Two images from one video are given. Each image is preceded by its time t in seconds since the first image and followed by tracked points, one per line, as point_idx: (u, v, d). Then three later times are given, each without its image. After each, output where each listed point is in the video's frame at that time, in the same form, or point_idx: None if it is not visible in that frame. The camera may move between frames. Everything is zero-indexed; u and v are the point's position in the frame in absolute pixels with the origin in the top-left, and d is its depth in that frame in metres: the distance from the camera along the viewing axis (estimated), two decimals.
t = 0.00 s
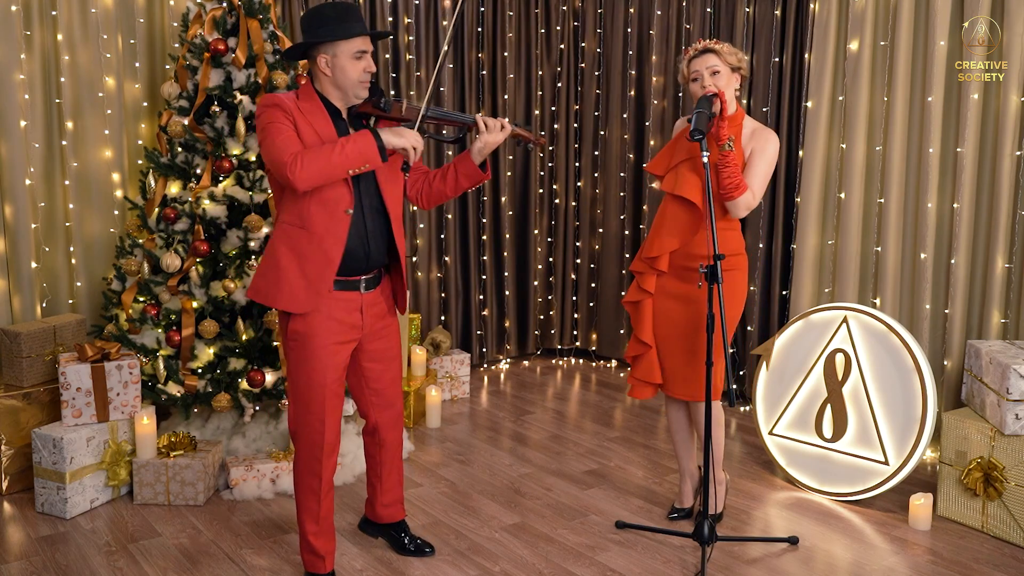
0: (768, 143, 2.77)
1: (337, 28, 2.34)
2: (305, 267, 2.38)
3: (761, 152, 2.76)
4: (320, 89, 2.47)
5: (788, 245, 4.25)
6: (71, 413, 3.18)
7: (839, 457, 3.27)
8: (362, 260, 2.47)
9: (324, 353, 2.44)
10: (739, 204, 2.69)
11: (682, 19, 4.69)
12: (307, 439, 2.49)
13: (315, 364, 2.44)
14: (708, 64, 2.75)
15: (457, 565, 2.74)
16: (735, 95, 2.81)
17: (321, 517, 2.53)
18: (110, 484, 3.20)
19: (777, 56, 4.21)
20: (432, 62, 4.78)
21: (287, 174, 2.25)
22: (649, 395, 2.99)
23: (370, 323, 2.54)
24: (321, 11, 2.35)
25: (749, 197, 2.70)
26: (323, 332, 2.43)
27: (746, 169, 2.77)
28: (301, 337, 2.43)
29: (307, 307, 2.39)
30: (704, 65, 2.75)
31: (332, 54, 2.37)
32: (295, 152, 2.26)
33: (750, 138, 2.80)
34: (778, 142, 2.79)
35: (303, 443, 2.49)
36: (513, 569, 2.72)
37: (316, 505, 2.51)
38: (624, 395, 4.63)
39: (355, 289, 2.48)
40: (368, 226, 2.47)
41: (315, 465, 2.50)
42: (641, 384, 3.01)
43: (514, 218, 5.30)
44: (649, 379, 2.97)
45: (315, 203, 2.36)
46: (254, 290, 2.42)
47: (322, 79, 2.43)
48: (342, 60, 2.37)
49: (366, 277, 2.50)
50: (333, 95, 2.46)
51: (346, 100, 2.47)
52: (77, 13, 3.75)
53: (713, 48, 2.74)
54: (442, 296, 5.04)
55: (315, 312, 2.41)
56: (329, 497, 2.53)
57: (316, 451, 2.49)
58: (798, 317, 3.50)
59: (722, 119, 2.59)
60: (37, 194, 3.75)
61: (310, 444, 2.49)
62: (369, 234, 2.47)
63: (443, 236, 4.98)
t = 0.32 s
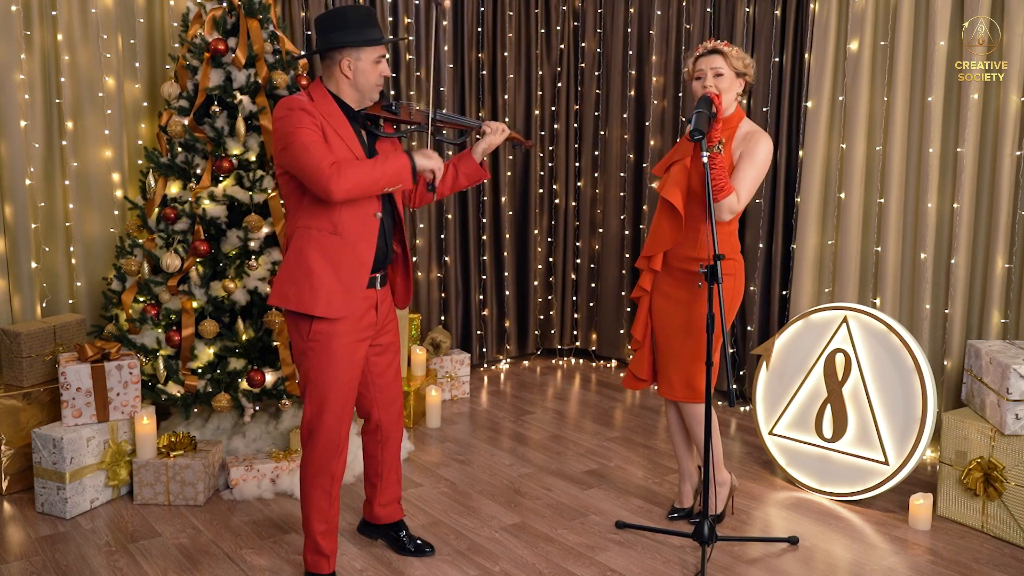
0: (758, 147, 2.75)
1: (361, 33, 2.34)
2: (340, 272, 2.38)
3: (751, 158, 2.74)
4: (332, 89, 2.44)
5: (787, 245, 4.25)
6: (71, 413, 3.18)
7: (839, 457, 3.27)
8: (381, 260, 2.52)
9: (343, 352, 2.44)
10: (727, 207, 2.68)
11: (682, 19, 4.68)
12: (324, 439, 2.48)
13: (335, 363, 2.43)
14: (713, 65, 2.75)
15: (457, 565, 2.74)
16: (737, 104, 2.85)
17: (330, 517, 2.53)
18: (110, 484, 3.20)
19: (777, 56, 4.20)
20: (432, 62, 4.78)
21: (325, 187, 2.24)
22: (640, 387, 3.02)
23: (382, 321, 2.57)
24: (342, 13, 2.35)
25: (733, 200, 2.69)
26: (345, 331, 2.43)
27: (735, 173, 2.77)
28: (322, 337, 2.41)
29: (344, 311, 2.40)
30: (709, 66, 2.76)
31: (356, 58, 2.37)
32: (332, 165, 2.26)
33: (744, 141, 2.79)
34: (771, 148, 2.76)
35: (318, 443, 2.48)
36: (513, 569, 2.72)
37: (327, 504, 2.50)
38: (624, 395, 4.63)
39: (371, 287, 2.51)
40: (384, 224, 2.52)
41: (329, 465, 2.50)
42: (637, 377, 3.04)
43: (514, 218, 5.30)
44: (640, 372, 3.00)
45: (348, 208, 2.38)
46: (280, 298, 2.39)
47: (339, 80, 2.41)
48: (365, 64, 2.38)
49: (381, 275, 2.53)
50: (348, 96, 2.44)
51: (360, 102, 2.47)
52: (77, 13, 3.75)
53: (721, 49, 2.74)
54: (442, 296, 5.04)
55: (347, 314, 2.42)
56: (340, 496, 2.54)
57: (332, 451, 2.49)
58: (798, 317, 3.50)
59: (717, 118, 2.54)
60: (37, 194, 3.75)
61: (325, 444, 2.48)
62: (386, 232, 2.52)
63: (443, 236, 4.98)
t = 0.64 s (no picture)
0: (751, 141, 2.75)
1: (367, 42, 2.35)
2: (343, 275, 2.39)
3: (745, 154, 2.75)
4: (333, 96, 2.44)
5: (787, 244, 4.25)
6: (71, 413, 3.18)
7: (839, 457, 3.27)
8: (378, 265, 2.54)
9: (344, 354, 2.45)
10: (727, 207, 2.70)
11: (682, 19, 4.68)
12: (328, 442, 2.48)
13: (337, 366, 2.44)
14: (718, 65, 2.75)
15: (458, 565, 2.74)
16: (733, 98, 2.84)
17: (334, 520, 2.53)
18: (110, 484, 3.20)
19: (777, 56, 4.20)
20: (432, 61, 4.78)
21: (354, 185, 2.26)
22: (651, 388, 3.02)
23: (378, 325, 2.58)
24: (349, 21, 2.34)
25: (739, 200, 2.70)
26: (348, 335, 2.44)
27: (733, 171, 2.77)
28: (324, 341, 2.41)
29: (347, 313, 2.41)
30: (713, 66, 2.76)
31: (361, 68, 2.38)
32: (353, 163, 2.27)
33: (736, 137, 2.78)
34: (762, 139, 2.77)
35: (321, 447, 2.48)
36: (513, 569, 2.72)
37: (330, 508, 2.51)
38: (624, 395, 4.63)
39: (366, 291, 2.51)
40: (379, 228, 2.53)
41: (333, 469, 2.49)
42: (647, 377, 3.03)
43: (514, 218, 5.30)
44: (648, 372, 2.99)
45: (351, 209, 2.39)
46: (282, 299, 2.37)
47: (342, 89, 2.42)
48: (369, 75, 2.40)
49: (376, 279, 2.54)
50: (348, 102, 2.44)
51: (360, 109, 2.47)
52: (77, 13, 3.75)
53: (726, 50, 2.74)
54: (442, 296, 5.04)
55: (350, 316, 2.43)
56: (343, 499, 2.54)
57: (336, 454, 2.49)
58: (798, 317, 3.49)
59: (717, 119, 2.55)
60: (37, 194, 3.75)
61: (330, 448, 2.48)
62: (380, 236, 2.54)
63: (443, 236, 4.97)
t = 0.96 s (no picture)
0: (746, 138, 2.75)
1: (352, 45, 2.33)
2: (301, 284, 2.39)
3: (743, 152, 2.76)
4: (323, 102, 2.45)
5: (788, 244, 4.25)
6: (71, 413, 3.18)
7: (840, 457, 3.27)
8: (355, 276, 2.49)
9: (321, 360, 2.44)
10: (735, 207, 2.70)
11: (681, 19, 4.68)
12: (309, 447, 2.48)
13: (313, 372, 2.43)
14: (720, 67, 2.75)
15: (458, 565, 2.74)
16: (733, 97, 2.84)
17: (330, 524, 2.53)
18: (110, 484, 3.19)
19: (777, 55, 4.20)
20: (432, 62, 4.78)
21: (288, 198, 2.25)
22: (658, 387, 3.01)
23: (365, 334, 2.55)
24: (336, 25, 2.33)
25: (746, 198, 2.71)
26: (321, 343, 2.43)
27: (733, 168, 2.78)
28: (298, 348, 2.42)
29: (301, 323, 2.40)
30: (715, 68, 2.76)
31: (344, 72, 2.36)
32: (295, 175, 2.26)
33: (731, 134, 2.78)
34: (756, 133, 2.77)
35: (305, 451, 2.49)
36: (513, 569, 2.72)
37: (325, 512, 2.50)
38: (624, 395, 4.63)
39: (346, 298, 2.48)
40: (359, 240, 2.48)
41: (321, 473, 2.49)
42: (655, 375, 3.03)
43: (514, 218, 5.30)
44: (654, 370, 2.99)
45: (315, 218, 2.37)
46: (242, 302, 2.41)
47: (328, 92, 2.41)
48: (352, 78, 2.36)
49: (358, 286, 2.50)
50: (336, 109, 2.44)
51: (348, 115, 2.46)
52: (77, 13, 3.75)
53: (729, 52, 2.73)
54: (442, 296, 5.04)
55: (312, 326, 2.42)
56: (338, 503, 2.53)
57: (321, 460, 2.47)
58: (798, 317, 3.49)
59: (717, 121, 2.55)
60: (37, 194, 3.75)
61: (312, 452, 2.48)
62: (360, 248, 2.49)
63: (443, 236, 4.97)
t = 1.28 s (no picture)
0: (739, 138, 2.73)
1: (332, 31, 2.34)
2: (270, 285, 2.42)
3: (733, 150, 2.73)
4: (311, 101, 2.49)
5: (788, 244, 4.25)
6: (71, 413, 3.18)
7: (839, 457, 3.27)
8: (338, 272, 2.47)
9: (303, 359, 2.44)
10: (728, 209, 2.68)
11: (681, 19, 4.68)
12: (295, 445, 2.49)
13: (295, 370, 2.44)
14: (717, 70, 2.75)
15: (458, 565, 2.74)
16: (734, 100, 2.84)
17: (322, 521, 2.52)
18: (110, 484, 3.19)
19: (777, 55, 4.20)
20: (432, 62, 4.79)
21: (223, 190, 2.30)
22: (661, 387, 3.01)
23: (353, 334, 2.53)
24: (319, 16, 2.37)
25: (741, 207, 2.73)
26: (302, 342, 2.44)
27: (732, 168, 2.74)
28: (280, 347, 2.45)
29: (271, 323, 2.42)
30: (713, 71, 2.76)
31: (323, 58, 2.36)
32: (238, 171, 2.30)
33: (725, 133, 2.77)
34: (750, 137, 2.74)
35: (293, 450, 2.50)
36: (513, 569, 2.72)
37: (316, 508, 2.50)
38: (623, 395, 4.63)
39: (333, 298, 2.48)
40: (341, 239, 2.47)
41: (307, 471, 2.48)
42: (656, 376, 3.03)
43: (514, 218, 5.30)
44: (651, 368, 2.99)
45: (283, 218, 2.39)
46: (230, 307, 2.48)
47: (313, 85, 2.43)
48: (332, 66, 2.35)
49: (345, 286, 2.49)
50: (323, 103, 2.46)
51: (335, 108, 2.46)
52: (77, 13, 3.75)
53: (725, 54, 2.73)
54: (442, 296, 5.04)
55: (287, 325, 2.43)
56: (329, 500, 2.52)
57: (307, 459, 2.47)
58: (798, 317, 3.49)
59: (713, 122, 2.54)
60: (37, 194, 3.75)
61: (297, 451, 2.49)
62: (342, 246, 2.47)
63: (443, 236, 4.97)
